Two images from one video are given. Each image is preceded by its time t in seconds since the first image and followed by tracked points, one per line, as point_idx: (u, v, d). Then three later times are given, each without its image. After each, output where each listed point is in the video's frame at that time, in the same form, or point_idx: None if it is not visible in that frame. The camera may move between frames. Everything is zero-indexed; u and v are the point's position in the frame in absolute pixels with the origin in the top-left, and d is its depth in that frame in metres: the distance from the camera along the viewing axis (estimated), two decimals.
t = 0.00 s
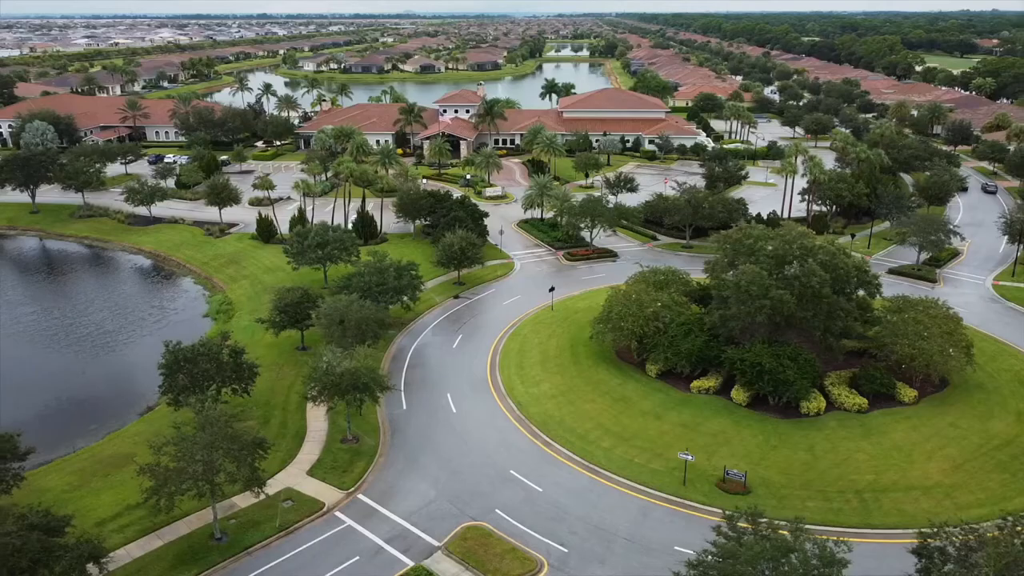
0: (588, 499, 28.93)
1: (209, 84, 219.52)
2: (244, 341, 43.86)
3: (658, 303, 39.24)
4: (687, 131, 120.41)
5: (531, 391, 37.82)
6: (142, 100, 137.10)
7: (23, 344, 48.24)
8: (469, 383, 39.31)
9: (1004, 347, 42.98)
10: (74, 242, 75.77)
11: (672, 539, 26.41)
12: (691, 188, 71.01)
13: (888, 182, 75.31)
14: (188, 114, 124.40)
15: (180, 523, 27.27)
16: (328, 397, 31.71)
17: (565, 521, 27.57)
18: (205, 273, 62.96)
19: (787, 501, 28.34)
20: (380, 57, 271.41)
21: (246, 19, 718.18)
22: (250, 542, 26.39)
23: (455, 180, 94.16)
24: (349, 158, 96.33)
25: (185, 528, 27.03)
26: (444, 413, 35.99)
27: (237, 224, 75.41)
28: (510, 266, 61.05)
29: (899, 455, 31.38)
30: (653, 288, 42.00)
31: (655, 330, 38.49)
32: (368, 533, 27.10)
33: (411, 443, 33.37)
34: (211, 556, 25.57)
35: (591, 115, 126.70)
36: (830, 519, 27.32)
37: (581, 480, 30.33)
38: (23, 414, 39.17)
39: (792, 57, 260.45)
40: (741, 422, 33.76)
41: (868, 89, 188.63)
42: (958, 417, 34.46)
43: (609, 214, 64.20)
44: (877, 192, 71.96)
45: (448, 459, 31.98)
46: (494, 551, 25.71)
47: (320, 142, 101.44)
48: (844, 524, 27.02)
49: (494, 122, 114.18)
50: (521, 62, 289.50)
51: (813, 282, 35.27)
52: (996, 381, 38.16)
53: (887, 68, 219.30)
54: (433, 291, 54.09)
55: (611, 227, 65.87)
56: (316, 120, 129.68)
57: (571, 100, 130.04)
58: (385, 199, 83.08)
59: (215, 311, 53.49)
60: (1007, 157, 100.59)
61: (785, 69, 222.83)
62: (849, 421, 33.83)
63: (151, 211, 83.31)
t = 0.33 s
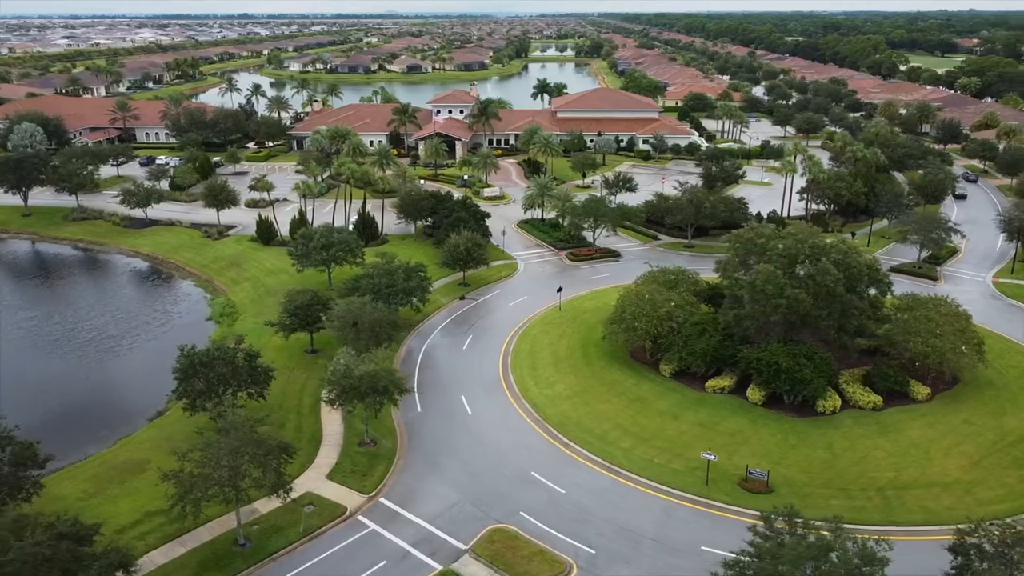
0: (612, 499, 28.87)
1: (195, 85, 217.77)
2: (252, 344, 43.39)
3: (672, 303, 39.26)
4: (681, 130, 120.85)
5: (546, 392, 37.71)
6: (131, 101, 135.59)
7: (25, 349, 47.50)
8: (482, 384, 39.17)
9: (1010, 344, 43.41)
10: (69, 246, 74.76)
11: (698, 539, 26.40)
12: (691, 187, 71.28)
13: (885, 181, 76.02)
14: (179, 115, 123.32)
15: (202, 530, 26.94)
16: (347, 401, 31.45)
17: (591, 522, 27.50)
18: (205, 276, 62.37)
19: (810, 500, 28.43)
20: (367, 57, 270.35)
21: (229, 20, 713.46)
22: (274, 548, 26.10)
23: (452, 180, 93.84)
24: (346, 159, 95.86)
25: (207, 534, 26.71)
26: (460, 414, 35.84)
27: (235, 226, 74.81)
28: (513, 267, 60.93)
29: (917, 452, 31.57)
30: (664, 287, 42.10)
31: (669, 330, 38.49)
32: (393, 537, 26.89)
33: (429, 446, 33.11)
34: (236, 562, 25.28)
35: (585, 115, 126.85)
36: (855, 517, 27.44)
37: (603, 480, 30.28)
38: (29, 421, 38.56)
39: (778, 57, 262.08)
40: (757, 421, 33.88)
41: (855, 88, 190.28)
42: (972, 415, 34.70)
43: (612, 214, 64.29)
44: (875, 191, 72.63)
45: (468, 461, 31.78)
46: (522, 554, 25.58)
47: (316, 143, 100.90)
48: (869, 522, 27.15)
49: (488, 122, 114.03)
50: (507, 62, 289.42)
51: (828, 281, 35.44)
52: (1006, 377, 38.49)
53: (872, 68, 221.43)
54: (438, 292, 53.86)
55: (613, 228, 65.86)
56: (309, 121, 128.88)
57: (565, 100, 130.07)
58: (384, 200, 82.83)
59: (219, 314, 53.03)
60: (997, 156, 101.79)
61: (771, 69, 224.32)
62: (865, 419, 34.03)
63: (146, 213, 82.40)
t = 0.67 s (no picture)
0: (635, 500, 28.84)
1: (180, 86, 215.58)
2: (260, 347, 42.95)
3: (685, 302, 39.30)
4: (675, 130, 121.26)
5: (560, 392, 37.63)
6: (121, 102, 134.05)
7: (26, 356, 46.69)
8: (495, 385, 39.01)
9: (1015, 340, 43.88)
10: (62, 249, 73.73)
11: (724, 538, 26.39)
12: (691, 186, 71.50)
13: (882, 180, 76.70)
14: (171, 116, 122.11)
15: (225, 536, 26.62)
16: (366, 403, 31.19)
17: (616, 522, 27.47)
18: (206, 278, 61.79)
19: (832, 498, 28.54)
20: (353, 57, 268.96)
21: (211, 19, 707.90)
22: (299, 553, 25.83)
23: (449, 180, 93.54)
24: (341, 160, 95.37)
25: (230, 540, 26.39)
26: (475, 416, 35.69)
27: (233, 228, 74.19)
28: (516, 267, 60.81)
29: (934, 449, 31.75)
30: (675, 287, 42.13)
31: (683, 329, 38.52)
32: (418, 540, 26.71)
33: (447, 448, 32.92)
34: (261, 568, 25.00)
35: (579, 115, 126.92)
36: (877, 514, 27.58)
37: (624, 480, 30.25)
38: (36, 428, 37.97)
39: (764, 57, 263.43)
40: (774, 419, 33.97)
41: (842, 87, 191.87)
42: (985, 411, 34.95)
43: (614, 214, 64.38)
44: (873, 189, 73.24)
45: (488, 463, 31.65)
46: (550, 556, 25.47)
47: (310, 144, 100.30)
48: (894, 519, 27.26)
49: (483, 122, 113.82)
50: (494, 62, 288.96)
51: (842, 279, 35.70)
52: (1014, 373, 38.84)
53: (858, 67, 223.39)
54: (444, 292, 53.63)
55: (616, 227, 65.91)
56: (302, 121, 128.04)
57: (559, 99, 130.09)
58: (382, 200, 82.46)
59: (222, 317, 52.54)
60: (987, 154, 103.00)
61: (758, 69, 225.66)
62: (880, 416, 34.20)
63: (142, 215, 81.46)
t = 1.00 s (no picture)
0: (658, 500, 28.83)
1: (165, 87, 213.28)
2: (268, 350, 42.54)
3: (697, 302, 39.37)
4: (670, 129, 121.58)
5: (574, 393, 37.56)
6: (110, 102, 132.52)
7: (28, 361, 46.01)
8: (508, 386, 38.87)
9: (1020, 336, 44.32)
10: (57, 252, 72.79)
11: (749, 537, 26.40)
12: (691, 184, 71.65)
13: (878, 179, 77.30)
14: (162, 117, 120.97)
15: (247, 541, 26.34)
16: (384, 405, 30.97)
17: (640, 523, 27.41)
18: (206, 280, 61.27)
19: (853, 495, 28.67)
20: (339, 57, 267.52)
21: (193, 19, 703.32)
22: (324, 558, 25.58)
23: (446, 181, 93.22)
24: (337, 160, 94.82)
25: (252, 546, 26.11)
26: (491, 417, 35.53)
27: (232, 230, 73.60)
28: (520, 267, 60.70)
29: (950, 445, 31.99)
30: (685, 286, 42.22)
31: (696, 328, 38.56)
32: (443, 543, 26.55)
33: (465, 450, 32.72)
34: (287, 573, 24.76)
35: (572, 114, 126.93)
36: (901, 511, 27.71)
37: (645, 481, 30.22)
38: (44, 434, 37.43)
39: (750, 56, 264.87)
40: (790, 418, 34.10)
41: (829, 86, 193.30)
42: (996, 407, 35.25)
43: (617, 214, 64.43)
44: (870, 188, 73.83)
45: (507, 465, 31.51)
46: (577, 557, 25.38)
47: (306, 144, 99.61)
48: (918, 516, 27.39)
49: (478, 122, 113.60)
50: (481, 62, 288.56)
51: (855, 278, 35.90)
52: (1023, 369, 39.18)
53: (843, 67, 225.25)
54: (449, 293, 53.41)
55: (618, 227, 65.94)
56: (294, 121, 127.18)
57: (552, 99, 130.14)
58: (380, 201, 82.07)
59: (226, 320, 52.11)
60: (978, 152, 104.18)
61: (745, 68, 226.88)
62: (895, 414, 34.41)
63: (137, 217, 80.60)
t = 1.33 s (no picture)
0: (678, 500, 28.84)
1: (150, 88, 211.14)
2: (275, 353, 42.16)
3: (708, 301, 39.45)
4: (663, 129, 121.93)
5: (587, 394, 37.48)
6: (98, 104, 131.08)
7: (31, 367, 45.31)
8: (520, 387, 38.71)
9: None
10: (51, 256, 71.88)
11: (773, 536, 26.48)
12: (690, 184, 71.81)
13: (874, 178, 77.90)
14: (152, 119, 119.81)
15: (269, 547, 26.07)
16: (402, 409, 30.76)
17: (663, 524, 27.39)
18: (205, 283, 60.72)
19: (872, 493, 28.81)
20: (325, 58, 266.02)
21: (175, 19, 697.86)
22: (348, 563, 25.36)
23: (442, 181, 92.96)
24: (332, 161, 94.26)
25: (274, 552, 25.82)
26: (505, 419, 35.36)
27: (229, 232, 72.98)
28: (522, 268, 60.58)
29: (965, 442, 32.23)
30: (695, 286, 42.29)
31: (707, 328, 38.62)
32: (467, 547, 26.36)
33: (482, 452, 32.55)
34: None
35: (565, 114, 126.96)
36: (920, 508, 27.88)
37: (664, 481, 30.21)
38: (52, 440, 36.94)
39: (735, 56, 266.07)
40: (804, 416, 34.23)
41: (816, 85, 194.77)
42: (1006, 403, 35.57)
43: (618, 214, 64.44)
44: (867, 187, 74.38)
45: (526, 466, 31.38)
46: (603, 559, 25.33)
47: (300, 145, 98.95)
48: (938, 513, 27.56)
49: (472, 122, 113.32)
50: (467, 62, 288.13)
51: (867, 277, 36.17)
52: None
53: (828, 66, 227.17)
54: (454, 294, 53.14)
55: (620, 227, 66.05)
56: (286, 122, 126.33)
57: (545, 99, 130.12)
58: (377, 202, 81.68)
59: (229, 323, 51.66)
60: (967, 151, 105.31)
61: (732, 68, 228.08)
62: (907, 412, 34.63)
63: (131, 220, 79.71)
